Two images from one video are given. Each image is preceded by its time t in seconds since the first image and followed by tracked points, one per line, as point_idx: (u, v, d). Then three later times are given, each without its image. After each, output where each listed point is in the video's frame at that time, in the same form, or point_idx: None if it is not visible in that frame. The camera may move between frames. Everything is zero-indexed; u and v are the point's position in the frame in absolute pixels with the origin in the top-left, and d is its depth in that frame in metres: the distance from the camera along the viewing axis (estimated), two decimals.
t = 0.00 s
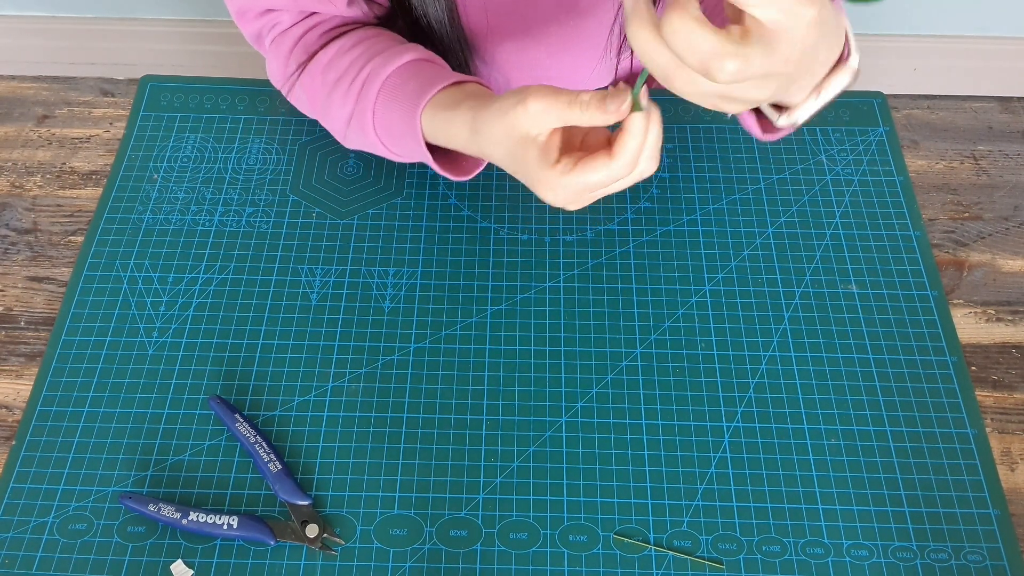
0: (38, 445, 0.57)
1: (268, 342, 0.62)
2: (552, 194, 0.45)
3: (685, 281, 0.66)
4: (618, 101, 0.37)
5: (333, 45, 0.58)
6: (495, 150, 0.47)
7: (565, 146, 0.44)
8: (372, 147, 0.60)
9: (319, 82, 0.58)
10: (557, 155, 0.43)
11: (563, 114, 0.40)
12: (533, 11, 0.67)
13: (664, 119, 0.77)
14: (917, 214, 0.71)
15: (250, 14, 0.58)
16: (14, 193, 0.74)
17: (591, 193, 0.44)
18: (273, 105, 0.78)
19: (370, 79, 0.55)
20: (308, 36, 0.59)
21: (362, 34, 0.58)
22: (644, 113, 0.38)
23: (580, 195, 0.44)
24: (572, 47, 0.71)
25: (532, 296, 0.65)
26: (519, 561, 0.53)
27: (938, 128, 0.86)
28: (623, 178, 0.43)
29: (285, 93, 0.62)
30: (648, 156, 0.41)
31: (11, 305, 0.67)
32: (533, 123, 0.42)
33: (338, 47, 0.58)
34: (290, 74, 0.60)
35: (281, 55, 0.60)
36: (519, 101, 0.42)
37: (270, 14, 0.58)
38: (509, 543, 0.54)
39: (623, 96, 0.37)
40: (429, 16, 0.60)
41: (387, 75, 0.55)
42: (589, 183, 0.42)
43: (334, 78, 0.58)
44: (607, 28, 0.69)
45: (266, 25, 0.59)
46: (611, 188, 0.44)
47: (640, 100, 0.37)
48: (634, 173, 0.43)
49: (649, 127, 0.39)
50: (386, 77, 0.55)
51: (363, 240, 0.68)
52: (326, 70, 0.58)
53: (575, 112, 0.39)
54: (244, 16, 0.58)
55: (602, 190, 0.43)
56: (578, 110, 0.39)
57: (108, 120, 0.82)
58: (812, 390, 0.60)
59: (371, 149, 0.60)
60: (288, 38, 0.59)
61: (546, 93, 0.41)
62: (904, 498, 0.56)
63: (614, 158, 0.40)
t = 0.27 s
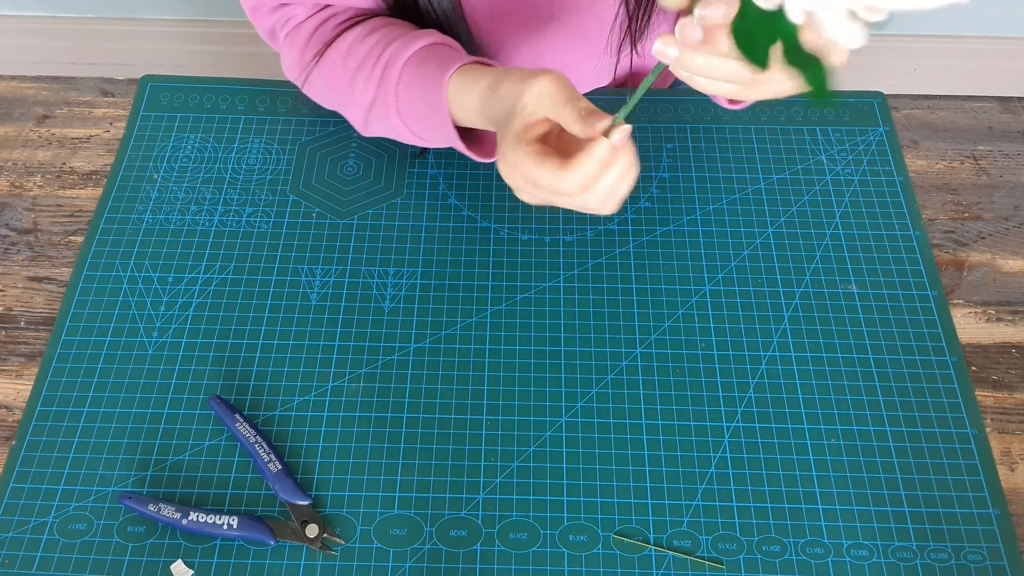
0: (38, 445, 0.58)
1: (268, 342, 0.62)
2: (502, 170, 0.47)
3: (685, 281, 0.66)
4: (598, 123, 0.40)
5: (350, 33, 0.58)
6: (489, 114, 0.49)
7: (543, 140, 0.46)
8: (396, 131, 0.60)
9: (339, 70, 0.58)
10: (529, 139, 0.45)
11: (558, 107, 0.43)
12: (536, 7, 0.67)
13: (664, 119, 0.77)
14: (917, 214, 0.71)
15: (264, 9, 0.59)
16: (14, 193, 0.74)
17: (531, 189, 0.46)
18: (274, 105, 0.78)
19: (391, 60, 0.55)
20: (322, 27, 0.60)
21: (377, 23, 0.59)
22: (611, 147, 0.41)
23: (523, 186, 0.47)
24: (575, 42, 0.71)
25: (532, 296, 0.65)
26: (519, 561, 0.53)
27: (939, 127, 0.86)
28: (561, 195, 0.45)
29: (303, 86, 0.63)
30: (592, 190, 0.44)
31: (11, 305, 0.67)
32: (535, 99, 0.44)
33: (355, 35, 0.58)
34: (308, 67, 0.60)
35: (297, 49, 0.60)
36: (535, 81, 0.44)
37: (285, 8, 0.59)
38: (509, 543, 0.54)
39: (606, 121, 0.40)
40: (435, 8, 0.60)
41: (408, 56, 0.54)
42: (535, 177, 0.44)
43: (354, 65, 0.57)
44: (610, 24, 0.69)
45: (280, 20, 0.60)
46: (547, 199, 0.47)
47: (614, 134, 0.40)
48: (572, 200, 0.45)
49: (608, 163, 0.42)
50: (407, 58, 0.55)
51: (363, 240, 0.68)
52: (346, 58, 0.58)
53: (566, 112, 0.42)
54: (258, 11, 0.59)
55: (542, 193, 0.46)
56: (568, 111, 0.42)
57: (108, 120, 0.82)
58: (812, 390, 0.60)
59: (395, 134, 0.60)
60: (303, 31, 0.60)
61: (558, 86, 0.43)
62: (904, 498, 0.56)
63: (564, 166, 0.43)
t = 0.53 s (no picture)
0: (38, 445, 0.57)
1: (268, 342, 0.62)
2: (474, 158, 0.47)
3: (685, 281, 0.66)
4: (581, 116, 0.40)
5: (348, 30, 0.58)
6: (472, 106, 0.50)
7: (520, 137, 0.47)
8: (386, 128, 0.61)
9: (334, 66, 0.58)
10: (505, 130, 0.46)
11: (539, 100, 0.43)
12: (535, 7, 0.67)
13: (664, 119, 0.77)
14: (917, 214, 0.71)
15: (264, 2, 0.58)
16: (14, 193, 0.74)
17: (501, 180, 0.47)
18: (274, 105, 0.78)
19: (386, 59, 0.56)
20: (320, 22, 0.59)
21: (374, 20, 0.59)
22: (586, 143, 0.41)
23: (494, 176, 0.47)
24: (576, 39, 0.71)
25: (532, 295, 0.65)
26: (519, 561, 0.53)
27: (939, 127, 0.86)
28: (529, 187, 0.45)
29: (299, 80, 0.62)
30: (560, 184, 0.44)
31: (11, 305, 0.66)
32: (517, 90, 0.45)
33: (353, 31, 0.58)
34: (304, 61, 0.60)
35: (294, 43, 0.60)
36: (518, 75, 0.46)
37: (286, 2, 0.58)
38: (509, 543, 0.54)
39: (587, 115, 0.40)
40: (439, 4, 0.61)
41: (402, 55, 0.55)
42: (506, 166, 0.45)
43: (349, 61, 0.58)
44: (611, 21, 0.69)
45: (280, 13, 0.59)
46: (516, 190, 0.47)
47: (595, 130, 0.40)
48: (540, 193, 0.45)
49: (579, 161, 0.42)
50: (400, 57, 0.55)
51: (363, 240, 0.68)
52: (342, 54, 0.58)
53: (546, 104, 0.43)
54: (258, 4, 0.59)
55: (512, 184, 0.46)
56: (549, 103, 0.43)
57: (107, 120, 0.82)
58: (811, 390, 0.60)
59: (384, 131, 0.61)
60: (303, 25, 0.59)
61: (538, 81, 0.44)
62: (904, 498, 0.56)
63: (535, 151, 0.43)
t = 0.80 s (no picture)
0: (37, 445, 0.58)
1: (268, 341, 0.62)
2: (495, 184, 0.47)
3: (685, 280, 0.66)
4: (581, 103, 0.39)
5: (328, 33, 0.58)
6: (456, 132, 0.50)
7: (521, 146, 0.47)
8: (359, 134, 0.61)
9: (311, 69, 0.58)
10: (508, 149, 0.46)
11: (527, 107, 0.43)
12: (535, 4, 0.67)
13: (664, 119, 0.77)
14: (917, 214, 0.71)
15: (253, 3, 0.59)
16: (14, 193, 0.74)
17: (534, 193, 0.46)
18: (273, 105, 0.78)
19: (363, 65, 0.56)
20: (304, 24, 0.59)
21: (356, 24, 0.59)
22: (600, 122, 0.41)
23: (523, 192, 0.47)
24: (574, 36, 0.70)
25: (532, 295, 0.65)
26: (519, 561, 0.53)
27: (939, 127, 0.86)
28: (564, 185, 0.45)
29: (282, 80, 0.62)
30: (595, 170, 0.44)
31: (11, 305, 0.66)
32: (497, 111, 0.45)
33: (332, 35, 0.58)
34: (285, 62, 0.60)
35: (279, 43, 0.60)
36: (490, 92, 0.45)
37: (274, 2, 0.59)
38: (509, 543, 0.54)
39: (585, 101, 0.39)
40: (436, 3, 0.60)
41: (377, 62, 0.55)
42: (535, 181, 0.45)
43: (325, 65, 0.58)
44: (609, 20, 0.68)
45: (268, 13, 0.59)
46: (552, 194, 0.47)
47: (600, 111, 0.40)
48: (578, 185, 0.45)
49: (602, 146, 0.42)
50: (375, 64, 0.55)
51: (363, 240, 0.68)
52: (319, 57, 0.58)
53: (537, 109, 0.42)
54: (248, 4, 0.59)
55: (544, 192, 0.46)
56: (539, 107, 0.41)
57: (108, 120, 0.81)
58: (811, 390, 0.60)
59: (357, 136, 0.61)
60: (288, 26, 0.60)
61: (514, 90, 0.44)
62: (904, 498, 0.56)
63: (563, 158, 0.43)
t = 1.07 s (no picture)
0: (38, 445, 0.58)
1: (268, 341, 0.62)
2: (513, 188, 0.46)
3: (685, 281, 0.66)
4: (604, 108, 0.38)
5: (329, 37, 0.58)
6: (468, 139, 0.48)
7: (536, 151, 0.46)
8: (364, 137, 0.60)
9: (314, 73, 0.59)
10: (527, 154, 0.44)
11: (544, 112, 0.41)
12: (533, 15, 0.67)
13: (664, 119, 0.77)
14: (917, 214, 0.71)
15: (254, 6, 0.59)
16: (14, 193, 0.74)
17: (554, 196, 0.46)
18: (274, 105, 0.78)
19: (362, 70, 0.55)
20: (307, 27, 0.59)
21: (358, 27, 0.58)
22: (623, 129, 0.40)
23: (541, 199, 0.46)
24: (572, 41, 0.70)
25: (532, 296, 0.65)
26: (519, 561, 0.53)
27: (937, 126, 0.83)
28: (586, 188, 0.45)
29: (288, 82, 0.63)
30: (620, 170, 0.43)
31: (11, 305, 0.66)
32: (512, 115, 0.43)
33: (333, 39, 0.58)
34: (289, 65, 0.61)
35: (282, 46, 0.60)
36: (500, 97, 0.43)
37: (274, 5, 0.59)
38: (509, 543, 0.54)
39: (608, 104, 0.38)
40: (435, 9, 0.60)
41: (376, 67, 0.55)
42: (560, 185, 0.44)
43: (327, 70, 0.58)
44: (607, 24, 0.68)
45: (270, 16, 0.59)
46: (571, 198, 0.46)
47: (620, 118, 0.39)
48: (601, 187, 0.45)
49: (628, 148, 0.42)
50: (375, 69, 0.55)
51: (363, 240, 0.68)
52: (321, 62, 0.58)
53: (556, 113, 0.40)
54: (249, 7, 0.59)
55: (566, 196, 0.45)
56: (559, 112, 0.40)
57: (110, 120, 0.81)
58: (811, 390, 0.60)
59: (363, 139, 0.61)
60: (289, 29, 0.60)
61: (528, 91, 0.42)
62: (904, 498, 0.56)
63: (590, 163, 0.42)
